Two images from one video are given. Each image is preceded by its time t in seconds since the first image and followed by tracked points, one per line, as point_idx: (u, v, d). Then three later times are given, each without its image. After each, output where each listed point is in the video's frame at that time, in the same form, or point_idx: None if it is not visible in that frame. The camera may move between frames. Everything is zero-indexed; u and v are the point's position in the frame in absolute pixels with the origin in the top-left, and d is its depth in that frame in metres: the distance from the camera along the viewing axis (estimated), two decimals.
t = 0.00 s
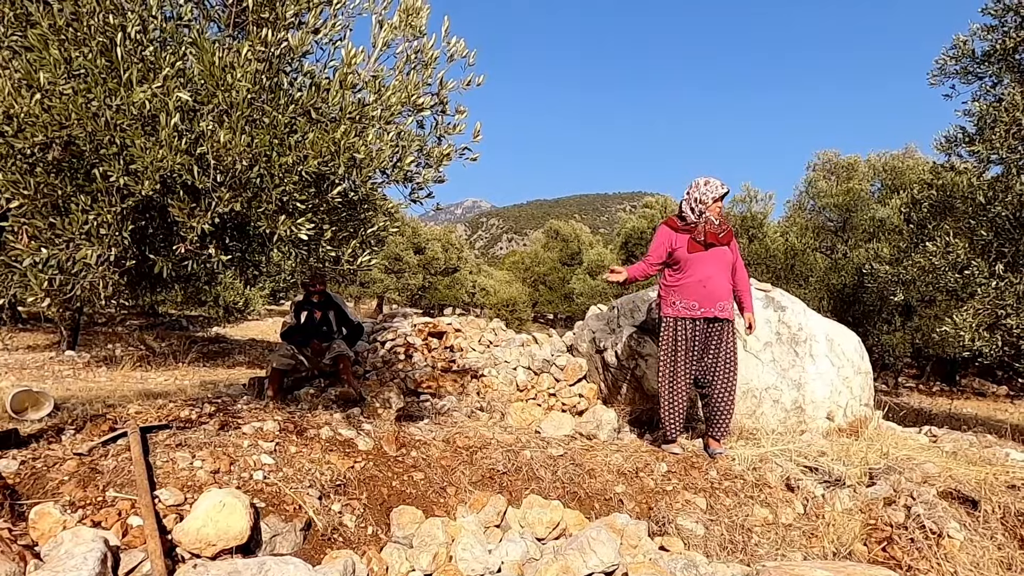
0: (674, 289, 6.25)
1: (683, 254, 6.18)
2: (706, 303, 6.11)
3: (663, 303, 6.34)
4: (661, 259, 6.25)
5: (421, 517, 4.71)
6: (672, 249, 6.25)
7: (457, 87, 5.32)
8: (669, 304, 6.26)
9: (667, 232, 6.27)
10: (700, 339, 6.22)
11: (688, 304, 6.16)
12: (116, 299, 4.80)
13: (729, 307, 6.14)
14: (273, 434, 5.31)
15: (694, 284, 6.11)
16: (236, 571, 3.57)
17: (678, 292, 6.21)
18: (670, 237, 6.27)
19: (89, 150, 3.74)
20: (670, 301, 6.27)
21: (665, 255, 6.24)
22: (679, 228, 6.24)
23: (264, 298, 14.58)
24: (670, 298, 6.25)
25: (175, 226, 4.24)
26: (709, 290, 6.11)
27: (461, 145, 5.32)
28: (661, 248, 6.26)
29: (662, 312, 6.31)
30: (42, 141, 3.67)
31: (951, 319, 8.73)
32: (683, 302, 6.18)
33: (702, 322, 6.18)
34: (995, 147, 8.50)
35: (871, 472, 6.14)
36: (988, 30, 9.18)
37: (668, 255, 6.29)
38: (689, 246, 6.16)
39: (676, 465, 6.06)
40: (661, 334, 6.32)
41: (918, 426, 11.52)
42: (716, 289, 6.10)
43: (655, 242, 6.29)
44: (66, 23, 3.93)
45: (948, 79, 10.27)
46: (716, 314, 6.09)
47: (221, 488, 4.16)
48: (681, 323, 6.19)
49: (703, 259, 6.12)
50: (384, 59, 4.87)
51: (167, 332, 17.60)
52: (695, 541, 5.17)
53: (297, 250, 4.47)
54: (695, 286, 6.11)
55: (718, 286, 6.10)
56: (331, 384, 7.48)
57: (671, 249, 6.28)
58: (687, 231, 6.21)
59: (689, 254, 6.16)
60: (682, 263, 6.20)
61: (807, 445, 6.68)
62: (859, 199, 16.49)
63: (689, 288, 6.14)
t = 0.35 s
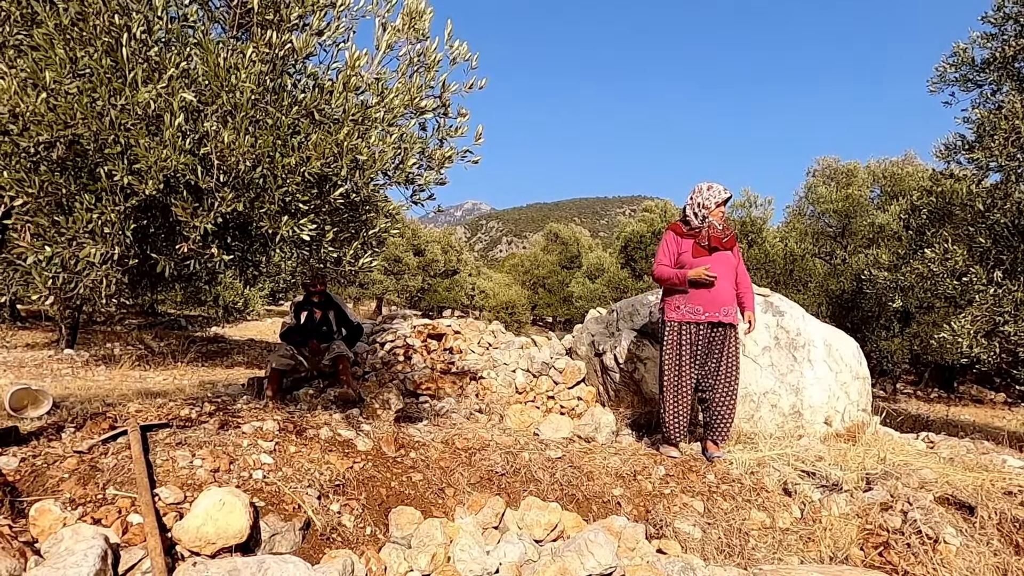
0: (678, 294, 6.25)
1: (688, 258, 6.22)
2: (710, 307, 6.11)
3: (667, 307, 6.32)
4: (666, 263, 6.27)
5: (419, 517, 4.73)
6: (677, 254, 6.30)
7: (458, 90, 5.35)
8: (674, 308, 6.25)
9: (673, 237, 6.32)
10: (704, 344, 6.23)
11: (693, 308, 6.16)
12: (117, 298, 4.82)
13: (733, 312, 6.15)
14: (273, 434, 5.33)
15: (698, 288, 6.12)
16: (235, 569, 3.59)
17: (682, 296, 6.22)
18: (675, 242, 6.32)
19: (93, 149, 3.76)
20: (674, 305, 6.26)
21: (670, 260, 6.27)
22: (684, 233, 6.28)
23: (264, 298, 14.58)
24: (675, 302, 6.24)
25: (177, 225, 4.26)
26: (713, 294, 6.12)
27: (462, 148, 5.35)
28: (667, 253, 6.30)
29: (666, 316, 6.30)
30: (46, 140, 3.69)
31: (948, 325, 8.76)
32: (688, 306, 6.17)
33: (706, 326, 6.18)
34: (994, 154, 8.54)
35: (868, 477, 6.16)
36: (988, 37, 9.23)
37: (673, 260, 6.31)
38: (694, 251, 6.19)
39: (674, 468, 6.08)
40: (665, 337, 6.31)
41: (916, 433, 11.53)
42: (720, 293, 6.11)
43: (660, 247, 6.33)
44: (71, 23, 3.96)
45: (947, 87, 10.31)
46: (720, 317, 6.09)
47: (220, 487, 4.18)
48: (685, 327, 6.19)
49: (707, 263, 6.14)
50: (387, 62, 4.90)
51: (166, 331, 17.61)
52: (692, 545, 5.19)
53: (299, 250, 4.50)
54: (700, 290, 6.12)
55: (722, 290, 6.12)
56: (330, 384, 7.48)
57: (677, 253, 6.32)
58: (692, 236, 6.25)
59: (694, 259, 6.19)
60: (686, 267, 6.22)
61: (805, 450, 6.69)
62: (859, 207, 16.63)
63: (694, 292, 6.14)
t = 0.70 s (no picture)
0: (684, 301, 6.21)
1: (694, 265, 6.15)
2: (717, 314, 6.08)
3: (672, 314, 6.28)
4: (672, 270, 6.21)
5: (417, 523, 4.70)
6: (683, 260, 6.21)
7: (462, 93, 5.33)
8: (679, 315, 6.20)
9: (679, 243, 6.23)
10: (709, 350, 6.20)
11: (699, 316, 6.13)
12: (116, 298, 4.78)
13: (739, 320, 6.13)
14: (271, 437, 5.29)
15: (704, 296, 6.08)
16: (231, 574, 3.54)
17: (688, 303, 6.17)
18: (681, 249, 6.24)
19: (93, 148, 3.74)
20: (680, 312, 6.22)
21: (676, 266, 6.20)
22: (691, 239, 6.21)
23: (263, 299, 14.53)
24: (681, 308, 6.20)
25: (178, 226, 4.24)
26: (720, 302, 6.09)
27: (465, 151, 5.32)
28: (672, 259, 6.23)
29: (671, 322, 6.26)
30: (46, 138, 3.67)
31: (950, 334, 8.72)
32: (694, 313, 6.14)
33: (711, 333, 6.15)
34: (998, 163, 8.51)
35: (869, 486, 6.11)
36: (992, 46, 9.21)
37: (679, 266, 6.25)
38: (700, 258, 6.13)
39: (675, 476, 6.03)
40: (670, 342, 6.28)
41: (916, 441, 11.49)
42: (727, 301, 6.08)
43: (666, 253, 6.25)
44: (73, 21, 3.94)
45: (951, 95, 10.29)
46: (726, 326, 6.07)
47: (218, 490, 4.14)
48: (691, 334, 6.16)
49: (714, 271, 6.09)
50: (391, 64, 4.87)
51: (166, 331, 17.57)
52: (692, 553, 5.15)
53: (300, 252, 4.50)
54: (706, 298, 6.09)
55: (728, 298, 6.10)
56: (329, 387, 7.45)
57: (683, 260, 6.24)
58: (698, 243, 6.18)
59: (701, 266, 6.12)
60: (693, 274, 6.16)
61: (806, 458, 6.64)
62: (861, 214, 16.56)
63: (701, 300, 6.10)
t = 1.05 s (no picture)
0: (699, 312, 6.14)
1: (710, 276, 6.09)
2: (733, 326, 6.00)
3: (687, 324, 6.20)
4: (687, 280, 6.14)
5: (425, 536, 4.63)
6: (698, 271, 6.14)
7: (474, 100, 5.28)
8: (694, 326, 6.13)
9: (694, 254, 6.16)
10: (724, 362, 6.12)
11: (715, 327, 6.05)
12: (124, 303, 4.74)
13: (755, 331, 6.05)
14: (278, 446, 5.23)
15: (720, 307, 6.01)
16: None
17: (703, 314, 6.10)
18: (696, 259, 6.17)
19: (104, 152, 3.71)
20: (695, 323, 6.15)
21: (691, 276, 6.13)
22: (706, 250, 6.14)
23: (270, 306, 14.50)
24: (696, 319, 6.12)
25: (187, 231, 4.20)
26: (736, 313, 6.01)
27: (477, 158, 5.27)
28: (687, 269, 6.16)
29: (687, 334, 6.19)
30: (57, 142, 3.64)
31: (963, 347, 8.60)
32: (710, 324, 6.06)
33: (727, 345, 6.07)
34: (1012, 175, 8.42)
35: (885, 502, 6.00)
36: (1005, 58, 9.14)
37: (693, 276, 6.18)
38: (716, 269, 6.06)
39: (686, 490, 5.92)
40: (685, 353, 6.21)
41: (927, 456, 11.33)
42: (743, 313, 6.00)
43: (681, 263, 6.18)
44: (87, 25, 3.93)
45: (963, 106, 10.21)
46: (742, 337, 5.99)
47: (225, 501, 4.10)
48: (706, 346, 6.09)
49: (730, 282, 6.02)
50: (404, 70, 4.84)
51: (171, 337, 17.55)
52: (705, 569, 5.04)
53: (310, 259, 4.46)
54: (722, 309, 6.01)
55: (744, 310, 6.02)
56: (336, 395, 7.38)
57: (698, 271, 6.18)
58: (713, 253, 6.12)
59: (716, 276, 6.05)
60: (708, 285, 6.09)
61: (820, 473, 6.51)
62: (869, 225, 16.43)
63: (717, 311, 6.02)
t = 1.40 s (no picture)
0: (723, 326, 6.03)
1: (733, 290, 6.00)
2: (758, 339, 5.89)
3: (712, 339, 6.10)
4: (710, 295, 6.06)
5: (451, 557, 4.58)
6: (721, 285, 6.05)
7: (494, 116, 5.27)
8: (719, 340, 6.03)
9: (717, 267, 6.09)
10: (751, 377, 5.99)
11: (740, 341, 5.93)
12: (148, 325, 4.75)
13: (782, 345, 5.92)
14: (301, 466, 5.19)
15: (745, 321, 5.90)
16: None
17: (728, 328, 6.00)
18: (719, 273, 6.10)
19: (130, 175, 3.74)
20: (720, 337, 6.04)
21: (714, 291, 6.06)
22: (728, 263, 6.07)
23: (288, 325, 14.54)
24: (720, 334, 6.02)
25: (210, 253, 4.25)
26: (761, 327, 5.89)
27: (498, 174, 5.25)
28: (710, 284, 6.08)
29: (711, 348, 6.07)
30: (83, 166, 3.67)
31: (994, 358, 8.39)
32: (734, 338, 5.95)
33: (753, 359, 5.95)
34: None
35: (921, 520, 5.82)
36: None
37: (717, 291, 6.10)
38: (738, 282, 5.98)
39: (715, 508, 5.77)
40: (710, 368, 6.09)
41: (958, 470, 11.03)
42: (768, 326, 5.89)
43: (704, 278, 6.12)
44: (112, 49, 3.96)
45: (986, 113, 10.06)
46: (768, 351, 5.86)
47: (249, 525, 4.08)
48: (731, 360, 5.96)
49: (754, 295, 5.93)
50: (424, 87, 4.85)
51: (191, 357, 17.66)
52: None
53: (333, 278, 4.48)
54: (747, 322, 5.90)
55: (770, 323, 5.90)
56: (356, 414, 7.33)
57: (721, 285, 6.10)
58: (735, 267, 6.04)
59: (740, 290, 5.96)
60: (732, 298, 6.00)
61: (851, 489, 6.33)
62: (889, 234, 16.11)
63: (741, 325, 5.91)
